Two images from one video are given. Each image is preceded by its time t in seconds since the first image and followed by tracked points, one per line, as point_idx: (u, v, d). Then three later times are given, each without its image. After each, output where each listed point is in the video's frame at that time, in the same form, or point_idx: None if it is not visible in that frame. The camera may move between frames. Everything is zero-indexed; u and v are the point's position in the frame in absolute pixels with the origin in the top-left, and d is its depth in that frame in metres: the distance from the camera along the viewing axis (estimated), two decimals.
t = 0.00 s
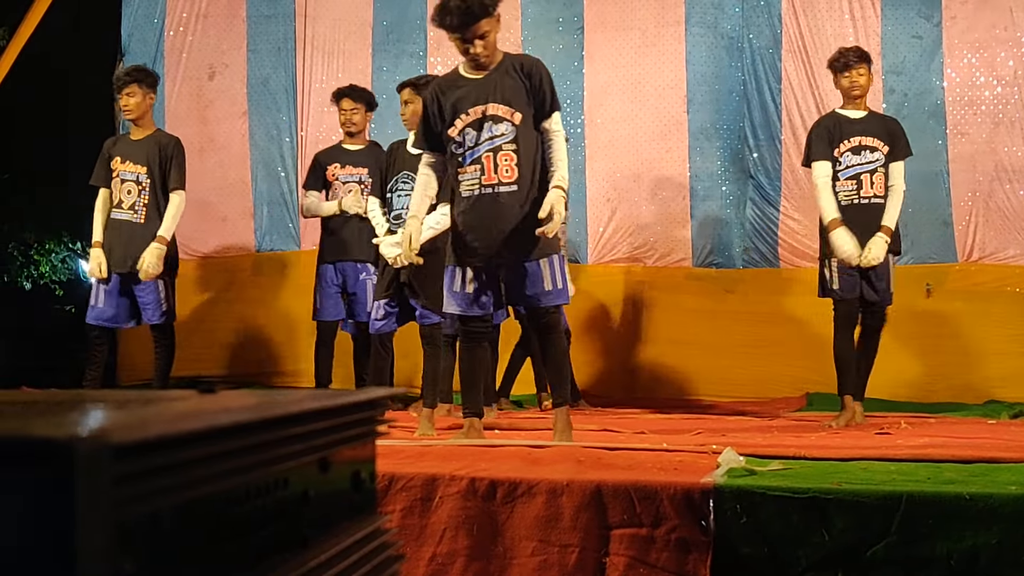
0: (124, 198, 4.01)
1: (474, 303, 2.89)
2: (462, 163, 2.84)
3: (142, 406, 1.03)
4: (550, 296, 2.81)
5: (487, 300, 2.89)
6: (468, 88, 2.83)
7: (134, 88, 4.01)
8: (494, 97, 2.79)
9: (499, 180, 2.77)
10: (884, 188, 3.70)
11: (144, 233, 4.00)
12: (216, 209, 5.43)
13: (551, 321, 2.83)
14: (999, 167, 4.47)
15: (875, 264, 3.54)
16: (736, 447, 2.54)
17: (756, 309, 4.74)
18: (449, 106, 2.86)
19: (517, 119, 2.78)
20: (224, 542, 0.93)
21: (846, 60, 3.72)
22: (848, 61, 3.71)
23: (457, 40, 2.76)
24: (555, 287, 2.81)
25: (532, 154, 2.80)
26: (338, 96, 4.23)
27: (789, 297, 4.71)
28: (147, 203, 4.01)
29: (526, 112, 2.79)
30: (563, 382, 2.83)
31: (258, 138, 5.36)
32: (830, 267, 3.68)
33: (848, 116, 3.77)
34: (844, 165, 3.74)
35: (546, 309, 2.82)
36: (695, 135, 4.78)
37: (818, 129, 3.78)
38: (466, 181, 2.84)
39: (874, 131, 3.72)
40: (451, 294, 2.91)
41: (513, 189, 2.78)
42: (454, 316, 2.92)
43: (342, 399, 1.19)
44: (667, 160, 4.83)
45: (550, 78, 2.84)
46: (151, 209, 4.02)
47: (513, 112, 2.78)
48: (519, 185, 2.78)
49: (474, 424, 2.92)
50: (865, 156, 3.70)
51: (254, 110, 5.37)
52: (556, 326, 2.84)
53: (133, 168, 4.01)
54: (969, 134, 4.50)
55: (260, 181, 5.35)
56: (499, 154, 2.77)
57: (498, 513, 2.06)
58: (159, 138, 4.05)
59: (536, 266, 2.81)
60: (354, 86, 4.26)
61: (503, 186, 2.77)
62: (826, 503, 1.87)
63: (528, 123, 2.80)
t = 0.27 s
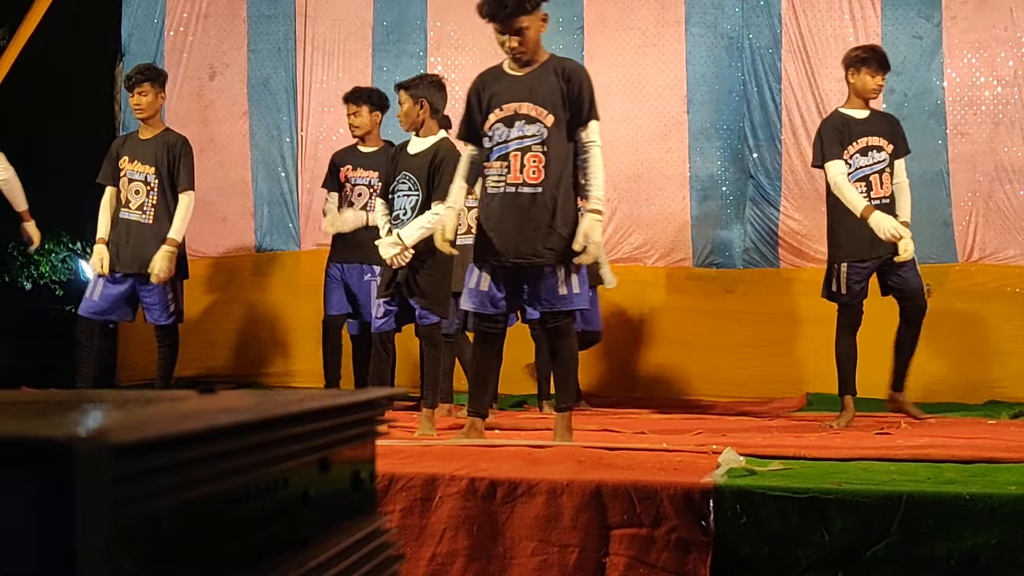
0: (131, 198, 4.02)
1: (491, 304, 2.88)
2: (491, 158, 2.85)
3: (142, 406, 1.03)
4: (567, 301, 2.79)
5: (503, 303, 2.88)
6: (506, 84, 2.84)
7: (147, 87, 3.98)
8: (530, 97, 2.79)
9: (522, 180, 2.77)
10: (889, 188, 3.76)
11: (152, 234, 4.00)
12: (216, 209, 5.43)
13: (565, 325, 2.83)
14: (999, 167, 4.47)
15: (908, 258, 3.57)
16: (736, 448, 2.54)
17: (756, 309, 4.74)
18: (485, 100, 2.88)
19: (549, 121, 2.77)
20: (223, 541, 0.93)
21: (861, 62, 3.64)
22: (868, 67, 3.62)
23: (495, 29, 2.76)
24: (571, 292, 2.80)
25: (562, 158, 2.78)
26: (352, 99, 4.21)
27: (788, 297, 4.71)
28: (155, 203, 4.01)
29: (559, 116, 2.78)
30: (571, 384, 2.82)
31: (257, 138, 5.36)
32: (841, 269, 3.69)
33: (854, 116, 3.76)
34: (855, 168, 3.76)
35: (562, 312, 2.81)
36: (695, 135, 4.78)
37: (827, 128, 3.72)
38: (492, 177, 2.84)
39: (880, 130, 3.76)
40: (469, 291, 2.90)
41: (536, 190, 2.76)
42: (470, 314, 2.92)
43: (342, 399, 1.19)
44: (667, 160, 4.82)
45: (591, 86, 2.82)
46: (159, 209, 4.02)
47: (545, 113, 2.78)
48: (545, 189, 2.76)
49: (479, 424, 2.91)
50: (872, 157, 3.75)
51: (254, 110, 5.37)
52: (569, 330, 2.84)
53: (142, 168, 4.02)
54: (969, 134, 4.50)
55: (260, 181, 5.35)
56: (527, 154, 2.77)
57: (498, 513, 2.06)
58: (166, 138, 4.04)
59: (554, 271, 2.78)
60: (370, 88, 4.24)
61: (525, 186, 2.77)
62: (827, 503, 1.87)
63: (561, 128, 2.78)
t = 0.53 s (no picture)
0: (126, 199, 4.00)
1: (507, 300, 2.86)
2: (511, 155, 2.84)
3: (143, 406, 1.03)
4: (577, 304, 2.75)
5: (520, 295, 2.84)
6: (529, 81, 2.82)
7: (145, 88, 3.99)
8: (551, 96, 2.75)
9: (538, 180, 2.74)
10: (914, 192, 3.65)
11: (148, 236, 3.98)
12: (216, 209, 5.44)
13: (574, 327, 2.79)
14: (999, 167, 4.47)
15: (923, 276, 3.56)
16: (736, 448, 2.53)
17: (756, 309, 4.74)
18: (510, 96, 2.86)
19: (568, 121, 2.73)
20: (224, 541, 0.93)
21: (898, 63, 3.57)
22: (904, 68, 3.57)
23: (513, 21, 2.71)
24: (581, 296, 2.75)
25: (580, 159, 2.74)
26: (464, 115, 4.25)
27: (787, 297, 4.71)
28: (152, 205, 4.00)
29: (579, 118, 2.73)
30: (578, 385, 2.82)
31: (257, 138, 5.36)
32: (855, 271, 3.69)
33: (878, 117, 3.71)
34: (872, 169, 3.70)
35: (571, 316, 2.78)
36: (695, 135, 4.78)
37: (846, 131, 3.72)
38: (512, 174, 2.83)
39: (904, 132, 3.68)
40: (489, 287, 2.90)
41: (552, 191, 2.72)
42: (493, 309, 2.91)
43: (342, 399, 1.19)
44: (668, 161, 4.83)
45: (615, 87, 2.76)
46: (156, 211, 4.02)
47: (564, 113, 2.73)
48: (562, 190, 2.72)
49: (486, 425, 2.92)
50: (894, 159, 3.67)
51: (254, 110, 5.37)
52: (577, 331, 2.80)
53: (139, 169, 4.00)
54: (969, 135, 4.50)
55: (260, 181, 5.36)
56: (545, 154, 2.74)
57: (498, 513, 2.06)
58: (162, 139, 4.06)
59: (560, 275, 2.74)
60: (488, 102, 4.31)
61: (541, 187, 2.74)
62: (826, 504, 1.87)
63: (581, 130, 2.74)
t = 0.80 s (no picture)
0: (117, 198, 3.97)
1: (513, 296, 2.86)
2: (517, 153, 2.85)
3: (142, 406, 1.03)
4: (577, 303, 2.74)
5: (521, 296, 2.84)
6: (537, 80, 2.82)
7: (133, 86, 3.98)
8: (555, 95, 2.75)
9: (539, 178, 2.74)
10: (941, 193, 3.61)
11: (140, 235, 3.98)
12: (216, 209, 5.45)
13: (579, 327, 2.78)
14: (999, 167, 4.48)
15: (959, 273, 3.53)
16: (737, 448, 2.53)
17: (755, 309, 4.75)
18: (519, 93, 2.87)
19: (570, 120, 2.72)
20: (223, 541, 0.93)
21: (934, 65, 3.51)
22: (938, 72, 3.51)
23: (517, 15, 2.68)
24: (582, 295, 2.74)
25: (583, 159, 2.73)
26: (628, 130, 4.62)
27: (785, 297, 4.71)
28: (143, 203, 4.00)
29: (582, 117, 2.72)
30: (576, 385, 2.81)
31: (258, 138, 5.37)
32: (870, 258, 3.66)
33: (908, 115, 3.68)
34: (898, 166, 3.66)
35: (573, 316, 2.77)
36: (695, 135, 4.79)
37: (872, 131, 3.73)
38: (516, 172, 2.83)
39: (934, 132, 3.64)
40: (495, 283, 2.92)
41: (553, 190, 2.72)
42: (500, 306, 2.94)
43: (343, 400, 1.19)
44: (668, 161, 4.85)
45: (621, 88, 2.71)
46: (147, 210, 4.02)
47: (566, 112, 2.73)
48: (561, 189, 2.71)
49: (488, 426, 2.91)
50: (922, 157, 3.63)
51: (254, 110, 5.38)
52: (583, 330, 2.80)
53: (129, 168, 3.99)
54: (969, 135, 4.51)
55: (260, 181, 5.37)
56: (549, 153, 2.74)
57: (498, 513, 2.06)
58: (151, 138, 4.06)
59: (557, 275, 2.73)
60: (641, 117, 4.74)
61: (541, 185, 2.73)
62: (826, 504, 1.87)
63: (584, 129, 2.73)
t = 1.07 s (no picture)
0: (112, 198, 3.96)
1: (502, 296, 2.83)
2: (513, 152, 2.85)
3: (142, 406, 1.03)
4: (572, 302, 2.73)
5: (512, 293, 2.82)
6: (531, 79, 2.81)
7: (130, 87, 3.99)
8: (547, 94, 2.75)
9: (533, 177, 2.75)
10: (947, 194, 3.59)
11: (137, 233, 3.98)
12: (216, 209, 5.46)
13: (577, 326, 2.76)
14: (999, 167, 4.48)
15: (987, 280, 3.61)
16: (737, 449, 2.53)
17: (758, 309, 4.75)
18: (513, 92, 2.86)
19: (563, 120, 2.72)
20: (223, 541, 0.93)
21: (940, 63, 3.53)
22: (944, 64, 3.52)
23: (509, 12, 2.66)
24: (575, 294, 2.73)
25: (576, 158, 2.73)
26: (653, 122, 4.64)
27: (788, 297, 4.70)
28: (139, 202, 4.00)
29: (574, 116, 2.72)
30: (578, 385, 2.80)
31: (258, 138, 5.38)
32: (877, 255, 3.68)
33: (921, 114, 3.68)
34: (907, 166, 3.67)
35: (569, 316, 2.75)
36: (694, 136, 4.82)
37: (886, 130, 3.75)
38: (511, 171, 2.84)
39: (945, 132, 3.62)
40: (484, 282, 2.86)
41: (547, 189, 2.73)
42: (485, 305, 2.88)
43: (342, 400, 1.19)
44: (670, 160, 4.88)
45: (613, 86, 2.69)
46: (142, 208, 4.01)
47: (559, 112, 2.72)
48: (554, 187, 2.73)
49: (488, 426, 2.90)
50: (930, 158, 3.62)
51: (254, 110, 5.39)
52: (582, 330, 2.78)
53: (125, 167, 3.98)
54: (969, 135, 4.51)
55: (260, 181, 5.37)
56: (543, 152, 2.74)
57: (498, 513, 2.06)
58: (145, 137, 4.07)
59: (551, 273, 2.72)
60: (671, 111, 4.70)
61: (535, 185, 2.75)
62: (826, 504, 1.87)
63: (577, 128, 2.72)
